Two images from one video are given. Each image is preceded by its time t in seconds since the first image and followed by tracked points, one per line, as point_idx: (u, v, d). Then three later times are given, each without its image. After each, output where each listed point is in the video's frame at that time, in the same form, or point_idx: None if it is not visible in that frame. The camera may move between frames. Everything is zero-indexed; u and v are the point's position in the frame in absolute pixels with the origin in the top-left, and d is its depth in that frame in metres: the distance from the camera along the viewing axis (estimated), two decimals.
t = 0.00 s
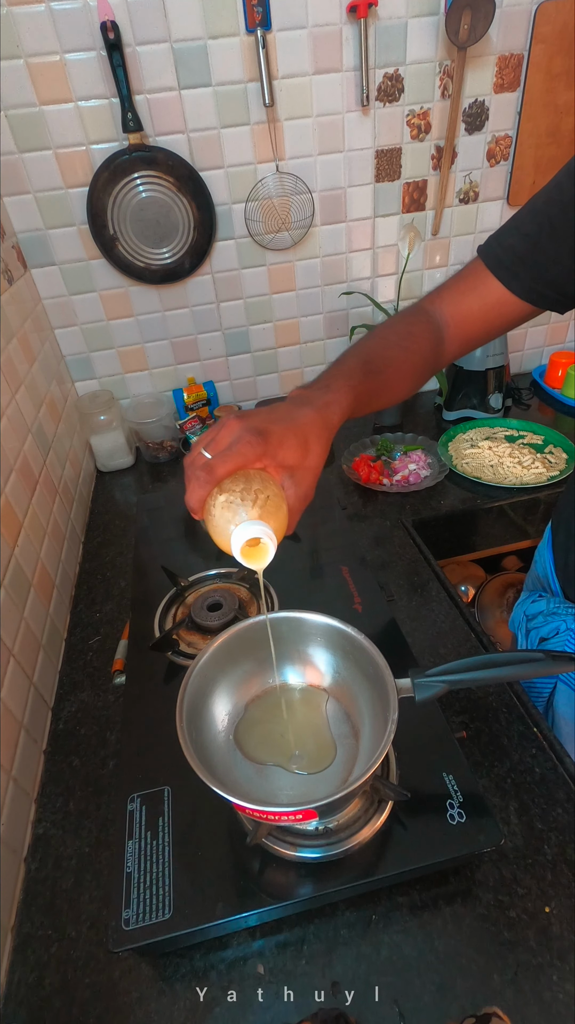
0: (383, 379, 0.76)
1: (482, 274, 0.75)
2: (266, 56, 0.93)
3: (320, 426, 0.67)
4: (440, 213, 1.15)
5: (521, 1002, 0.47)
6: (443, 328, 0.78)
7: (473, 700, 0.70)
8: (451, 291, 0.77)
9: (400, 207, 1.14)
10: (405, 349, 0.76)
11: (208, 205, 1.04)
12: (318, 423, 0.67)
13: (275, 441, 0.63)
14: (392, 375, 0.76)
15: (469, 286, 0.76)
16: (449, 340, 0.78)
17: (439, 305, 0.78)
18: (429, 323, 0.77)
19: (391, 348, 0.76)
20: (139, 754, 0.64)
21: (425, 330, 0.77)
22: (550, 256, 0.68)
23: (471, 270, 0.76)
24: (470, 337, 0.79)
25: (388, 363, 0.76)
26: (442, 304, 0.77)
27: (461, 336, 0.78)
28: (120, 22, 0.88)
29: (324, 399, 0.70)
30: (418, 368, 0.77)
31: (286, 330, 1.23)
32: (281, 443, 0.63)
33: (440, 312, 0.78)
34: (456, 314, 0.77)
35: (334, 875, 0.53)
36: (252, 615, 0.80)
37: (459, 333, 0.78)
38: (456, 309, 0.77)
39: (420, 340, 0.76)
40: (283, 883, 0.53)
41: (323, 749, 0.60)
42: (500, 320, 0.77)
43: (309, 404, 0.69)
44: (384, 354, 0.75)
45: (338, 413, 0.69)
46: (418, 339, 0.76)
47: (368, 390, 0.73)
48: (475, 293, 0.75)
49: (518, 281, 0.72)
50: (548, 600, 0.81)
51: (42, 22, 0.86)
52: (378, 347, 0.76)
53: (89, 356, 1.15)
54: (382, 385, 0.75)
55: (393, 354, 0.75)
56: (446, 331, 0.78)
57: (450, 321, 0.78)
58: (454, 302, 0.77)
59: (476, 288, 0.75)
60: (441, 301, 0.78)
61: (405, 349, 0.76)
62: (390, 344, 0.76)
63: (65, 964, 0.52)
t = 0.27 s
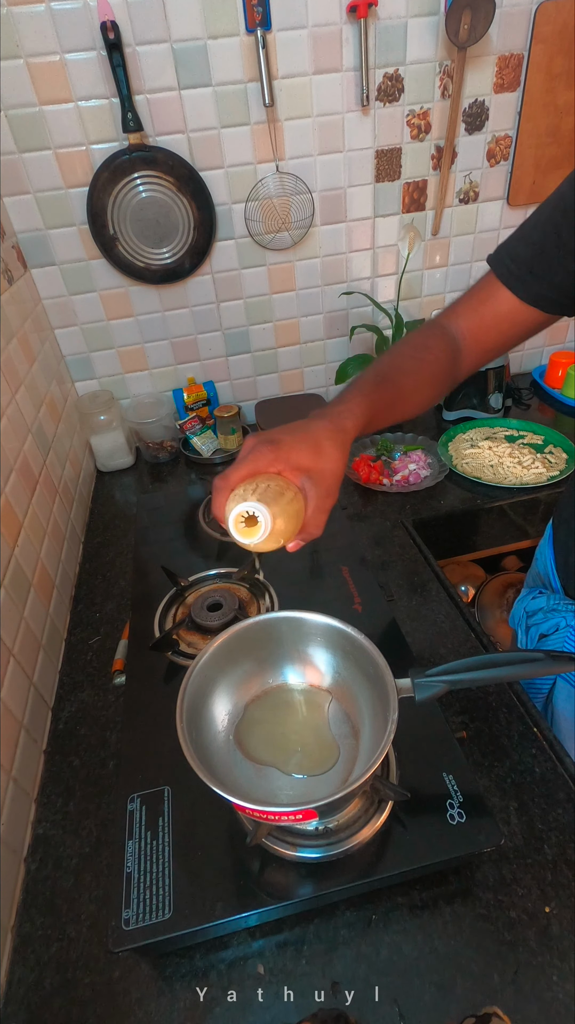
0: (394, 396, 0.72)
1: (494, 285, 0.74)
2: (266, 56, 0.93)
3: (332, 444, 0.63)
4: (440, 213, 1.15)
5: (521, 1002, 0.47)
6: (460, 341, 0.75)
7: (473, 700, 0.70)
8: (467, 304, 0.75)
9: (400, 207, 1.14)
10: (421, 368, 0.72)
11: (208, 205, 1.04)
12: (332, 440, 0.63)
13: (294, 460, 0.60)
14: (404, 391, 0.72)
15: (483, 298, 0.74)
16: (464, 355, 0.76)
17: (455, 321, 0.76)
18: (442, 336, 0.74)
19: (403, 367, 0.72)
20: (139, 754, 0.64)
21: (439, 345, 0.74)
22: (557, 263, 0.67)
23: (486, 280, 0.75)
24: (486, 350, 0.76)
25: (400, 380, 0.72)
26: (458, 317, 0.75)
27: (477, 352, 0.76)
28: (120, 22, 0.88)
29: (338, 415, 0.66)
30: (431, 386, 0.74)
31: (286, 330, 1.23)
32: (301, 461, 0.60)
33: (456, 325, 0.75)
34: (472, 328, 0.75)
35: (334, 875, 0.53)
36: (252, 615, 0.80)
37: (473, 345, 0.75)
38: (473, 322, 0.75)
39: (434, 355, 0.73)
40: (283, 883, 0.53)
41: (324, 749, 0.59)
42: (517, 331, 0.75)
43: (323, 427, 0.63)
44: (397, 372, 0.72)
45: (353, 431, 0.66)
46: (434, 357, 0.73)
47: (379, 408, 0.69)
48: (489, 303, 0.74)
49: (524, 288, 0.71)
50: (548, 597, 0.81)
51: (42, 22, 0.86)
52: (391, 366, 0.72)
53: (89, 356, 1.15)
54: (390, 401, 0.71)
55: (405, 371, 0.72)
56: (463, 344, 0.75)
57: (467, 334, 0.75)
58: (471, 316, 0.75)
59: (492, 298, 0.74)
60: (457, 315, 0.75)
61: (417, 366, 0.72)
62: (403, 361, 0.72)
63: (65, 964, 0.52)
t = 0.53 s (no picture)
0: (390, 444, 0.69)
1: (491, 314, 0.73)
2: (266, 56, 0.93)
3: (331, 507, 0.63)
4: (440, 213, 1.15)
5: (521, 1003, 0.47)
6: (452, 379, 0.74)
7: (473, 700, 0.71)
8: (452, 344, 0.75)
9: (400, 207, 1.14)
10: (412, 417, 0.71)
11: (208, 205, 1.04)
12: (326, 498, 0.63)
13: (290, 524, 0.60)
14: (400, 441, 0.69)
15: (477, 330, 0.74)
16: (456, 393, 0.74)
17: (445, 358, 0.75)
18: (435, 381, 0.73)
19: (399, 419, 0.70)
20: (139, 754, 0.64)
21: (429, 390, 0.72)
22: (555, 281, 0.69)
23: (473, 319, 0.74)
24: (480, 384, 0.74)
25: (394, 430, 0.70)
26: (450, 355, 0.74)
27: (469, 387, 0.74)
28: (120, 22, 0.88)
29: (333, 476, 0.65)
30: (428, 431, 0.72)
31: (286, 330, 1.23)
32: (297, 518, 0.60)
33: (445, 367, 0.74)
34: (463, 366, 0.73)
35: (333, 875, 0.53)
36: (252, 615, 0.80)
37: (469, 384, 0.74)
38: (467, 363, 0.73)
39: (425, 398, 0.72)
40: (283, 883, 0.53)
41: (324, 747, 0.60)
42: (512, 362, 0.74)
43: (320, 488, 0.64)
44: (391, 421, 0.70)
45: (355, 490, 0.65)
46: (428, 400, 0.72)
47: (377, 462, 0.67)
48: (484, 337, 0.73)
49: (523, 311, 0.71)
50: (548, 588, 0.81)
51: (42, 22, 0.86)
52: (381, 415, 0.71)
53: (89, 356, 1.15)
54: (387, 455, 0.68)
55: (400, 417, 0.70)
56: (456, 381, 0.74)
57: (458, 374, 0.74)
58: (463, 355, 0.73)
59: (480, 334, 0.73)
60: (441, 359, 0.74)
61: (409, 410, 0.71)
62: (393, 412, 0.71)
63: (66, 964, 0.52)
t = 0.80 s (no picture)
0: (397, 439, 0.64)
1: (500, 308, 0.68)
2: (266, 56, 0.93)
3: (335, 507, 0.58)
4: (440, 213, 1.15)
5: (521, 1003, 0.47)
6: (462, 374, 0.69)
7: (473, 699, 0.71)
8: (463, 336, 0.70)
9: (400, 207, 1.14)
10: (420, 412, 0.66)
11: (209, 205, 1.04)
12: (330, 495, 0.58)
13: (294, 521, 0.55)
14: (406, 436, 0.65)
15: (487, 324, 0.69)
16: (465, 388, 0.69)
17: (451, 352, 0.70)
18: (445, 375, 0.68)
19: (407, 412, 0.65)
20: (139, 754, 0.64)
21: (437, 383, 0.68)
22: (566, 281, 0.64)
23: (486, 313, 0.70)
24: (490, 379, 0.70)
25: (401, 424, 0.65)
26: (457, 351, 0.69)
27: (478, 384, 0.69)
28: (120, 22, 0.88)
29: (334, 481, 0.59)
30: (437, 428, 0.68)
31: (286, 330, 1.23)
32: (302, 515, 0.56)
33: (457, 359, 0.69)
34: (473, 361, 0.69)
35: (333, 875, 0.53)
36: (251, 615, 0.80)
37: (478, 381, 0.69)
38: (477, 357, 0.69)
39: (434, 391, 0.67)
40: (283, 883, 0.53)
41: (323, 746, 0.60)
42: (522, 360, 0.69)
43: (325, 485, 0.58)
44: (398, 413, 0.65)
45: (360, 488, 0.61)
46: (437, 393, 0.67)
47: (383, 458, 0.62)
48: (494, 331, 0.68)
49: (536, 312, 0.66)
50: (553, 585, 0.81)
51: (42, 23, 0.86)
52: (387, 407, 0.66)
53: (89, 356, 1.15)
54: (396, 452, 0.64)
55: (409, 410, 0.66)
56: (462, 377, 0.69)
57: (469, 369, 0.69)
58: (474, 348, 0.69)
59: (491, 329, 0.69)
60: (451, 351, 0.69)
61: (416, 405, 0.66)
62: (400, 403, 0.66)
63: (66, 964, 0.52)
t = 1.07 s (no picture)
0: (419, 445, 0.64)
1: (518, 312, 0.66)
2: (266, 56, 0.93)
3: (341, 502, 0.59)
4: (440, 213, 1.15)
5: (521, 1003, 0.47)
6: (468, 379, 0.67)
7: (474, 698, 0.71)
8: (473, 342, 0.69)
9: (400, 207, 1.14)
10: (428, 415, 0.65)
11: (208, 205, 1.04)
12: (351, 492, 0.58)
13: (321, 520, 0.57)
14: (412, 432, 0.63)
15: (503, 329, 0.67)
16: (478, 391, 0.67)
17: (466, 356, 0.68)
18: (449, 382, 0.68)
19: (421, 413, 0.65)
20: (139, 754, 0.64)
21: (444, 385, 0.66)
22: None
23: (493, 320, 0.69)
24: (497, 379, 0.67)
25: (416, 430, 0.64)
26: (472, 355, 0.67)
27: (492, 387, 0.67)
28: (120, 22, 0.88)
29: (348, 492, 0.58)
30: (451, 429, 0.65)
31: (286, 330, 1.23)
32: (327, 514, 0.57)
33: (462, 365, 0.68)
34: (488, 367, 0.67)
35: (333, 875, 0.53)
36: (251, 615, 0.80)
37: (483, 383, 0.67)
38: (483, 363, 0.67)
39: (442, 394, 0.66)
40: (283, 883, 0.53)
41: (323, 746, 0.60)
42: (538, 365, 0.67)
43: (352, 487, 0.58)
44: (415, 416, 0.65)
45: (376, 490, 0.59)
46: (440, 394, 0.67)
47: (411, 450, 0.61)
48: (510, 336, 0.66)
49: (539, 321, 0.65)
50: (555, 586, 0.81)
51: (42, 22, 0.86)
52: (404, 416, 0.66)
53: (89, 356, 1.15)
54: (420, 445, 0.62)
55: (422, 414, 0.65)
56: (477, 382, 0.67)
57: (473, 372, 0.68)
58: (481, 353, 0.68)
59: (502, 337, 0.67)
60: (467, 357, 0.67)
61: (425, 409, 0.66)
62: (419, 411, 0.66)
63: (65, 964, 0.52)
